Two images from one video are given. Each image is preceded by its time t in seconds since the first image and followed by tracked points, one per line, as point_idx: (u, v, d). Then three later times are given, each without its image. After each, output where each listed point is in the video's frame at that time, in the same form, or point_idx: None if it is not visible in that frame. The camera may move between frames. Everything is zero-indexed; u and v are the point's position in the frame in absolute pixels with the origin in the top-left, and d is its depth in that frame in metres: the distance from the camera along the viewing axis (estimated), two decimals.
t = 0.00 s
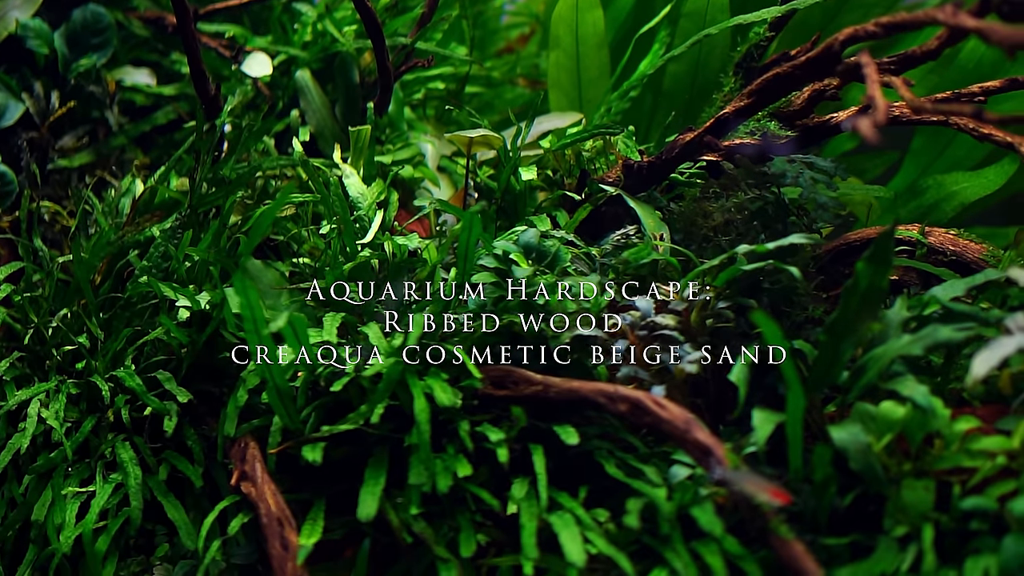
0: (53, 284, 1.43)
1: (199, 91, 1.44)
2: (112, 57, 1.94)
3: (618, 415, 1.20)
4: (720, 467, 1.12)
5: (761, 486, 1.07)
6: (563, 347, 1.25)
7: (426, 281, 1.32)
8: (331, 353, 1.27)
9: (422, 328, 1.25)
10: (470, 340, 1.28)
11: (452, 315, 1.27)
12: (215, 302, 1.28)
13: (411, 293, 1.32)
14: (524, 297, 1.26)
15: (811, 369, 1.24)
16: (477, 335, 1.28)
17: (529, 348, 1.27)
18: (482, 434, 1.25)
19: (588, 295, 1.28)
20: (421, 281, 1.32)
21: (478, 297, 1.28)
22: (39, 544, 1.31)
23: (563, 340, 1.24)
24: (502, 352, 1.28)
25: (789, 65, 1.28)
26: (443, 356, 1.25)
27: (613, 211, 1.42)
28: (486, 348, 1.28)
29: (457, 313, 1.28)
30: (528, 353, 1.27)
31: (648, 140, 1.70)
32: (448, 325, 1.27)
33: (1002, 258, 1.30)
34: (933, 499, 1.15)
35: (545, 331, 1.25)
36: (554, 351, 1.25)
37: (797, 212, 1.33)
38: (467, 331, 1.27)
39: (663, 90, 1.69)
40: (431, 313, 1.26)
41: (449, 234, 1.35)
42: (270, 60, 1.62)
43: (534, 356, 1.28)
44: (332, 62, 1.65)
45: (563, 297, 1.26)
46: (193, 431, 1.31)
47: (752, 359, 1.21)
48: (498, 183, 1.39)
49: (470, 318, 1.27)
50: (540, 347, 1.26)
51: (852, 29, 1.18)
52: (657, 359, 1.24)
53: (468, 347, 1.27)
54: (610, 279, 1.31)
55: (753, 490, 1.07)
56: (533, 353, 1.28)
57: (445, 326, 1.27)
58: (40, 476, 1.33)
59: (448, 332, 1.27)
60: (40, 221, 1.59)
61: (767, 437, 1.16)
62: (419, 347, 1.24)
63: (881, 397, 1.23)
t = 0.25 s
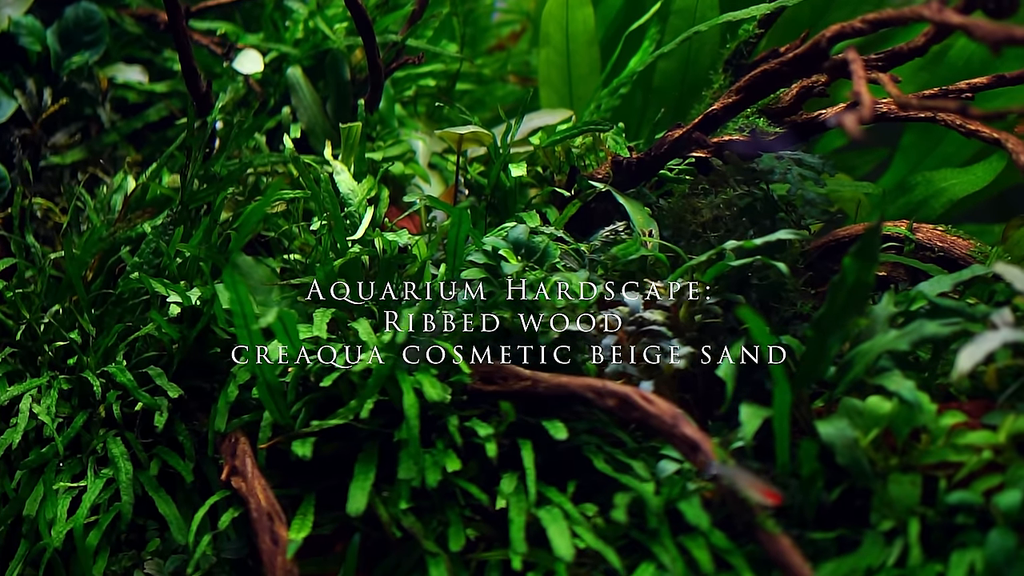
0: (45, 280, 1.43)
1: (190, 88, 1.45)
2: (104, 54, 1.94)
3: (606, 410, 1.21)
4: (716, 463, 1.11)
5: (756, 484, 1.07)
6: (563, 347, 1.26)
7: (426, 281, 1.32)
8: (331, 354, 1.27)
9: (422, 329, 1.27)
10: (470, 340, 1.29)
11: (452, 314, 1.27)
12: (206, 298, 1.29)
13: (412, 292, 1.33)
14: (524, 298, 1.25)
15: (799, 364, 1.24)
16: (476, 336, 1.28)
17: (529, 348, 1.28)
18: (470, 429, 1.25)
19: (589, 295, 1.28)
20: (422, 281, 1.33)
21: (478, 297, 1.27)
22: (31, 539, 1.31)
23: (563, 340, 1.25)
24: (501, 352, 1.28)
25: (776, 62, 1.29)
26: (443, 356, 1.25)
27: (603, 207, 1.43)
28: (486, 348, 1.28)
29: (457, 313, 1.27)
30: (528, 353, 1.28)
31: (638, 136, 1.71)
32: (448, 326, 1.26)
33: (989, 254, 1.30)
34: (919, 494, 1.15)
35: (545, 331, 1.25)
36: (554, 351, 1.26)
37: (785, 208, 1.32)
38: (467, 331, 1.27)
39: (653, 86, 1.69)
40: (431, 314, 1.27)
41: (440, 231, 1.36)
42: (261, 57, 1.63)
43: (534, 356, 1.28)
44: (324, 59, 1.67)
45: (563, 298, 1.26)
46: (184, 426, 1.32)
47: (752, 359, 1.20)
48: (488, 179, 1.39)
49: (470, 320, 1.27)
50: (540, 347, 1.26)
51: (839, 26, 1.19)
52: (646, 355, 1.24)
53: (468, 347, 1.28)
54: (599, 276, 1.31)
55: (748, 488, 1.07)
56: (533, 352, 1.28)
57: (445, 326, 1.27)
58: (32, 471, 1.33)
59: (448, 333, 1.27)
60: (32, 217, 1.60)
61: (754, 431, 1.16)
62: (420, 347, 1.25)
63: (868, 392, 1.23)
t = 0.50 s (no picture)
0: (38, 276, 1.45)
1: (182, 85, 1.47)
2: (97, 51, 1.95)
3: (595, 405, 1.21)
4: (713, 459, 1.12)
5: (753, 483, 1.09)
6: (563, 346, 1.27)
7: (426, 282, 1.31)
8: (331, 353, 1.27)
9: (422, 329, 1.27)
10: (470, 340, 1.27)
11: (452, 314, 1.27)
12: (197, 294, 1.29)
13: (411, 293, 1.31)
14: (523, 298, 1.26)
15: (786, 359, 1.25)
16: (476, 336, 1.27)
17: (530, 348, 1.27)
18: (460, 424, 1.26)
19: (588, 295, 1.29)
20: (422, 282, 1.31)
21: (478, 296, 1.28)
22: (23, 534, 1.32)
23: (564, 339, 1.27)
24: (502, 352, 1.26)
25: (765, 58, 1.30)
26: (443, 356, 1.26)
27: (592, 203, 1.43)
28: (485, 348, 1.26)
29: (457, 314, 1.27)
30: (528, 354, 1.27)
31: (628, 133, 1.71)
32: (447, 325, 1.27)
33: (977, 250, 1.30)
34: (906, 488, 1.16)
35: (546, 331, 1.26)
36: (554, 351, 1.27)
37: (774, 204, 1.33)
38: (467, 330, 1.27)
39: (643, 83, 1.69)
40: (431, 313, 1.27)
41: (431, 227, 1.37)
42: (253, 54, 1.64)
43: (534, 357, 1.28)
44: (315, 56, 1.68)
45: (563, 298, 1.27)
46: (176, 422, 1.32)
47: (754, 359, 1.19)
48: (478, 176, 1.40)
49: (470, 320, 1.27)
50: (541, 347, 1.27)
51: (828, 22, 1.20)
52: (636, 350, 1.25)
53: (468, 347, 1.27)
54: (588, 271, 1.32)
55: (745, 487, 1.09)
56: (532, 353, 1.28)
57: (445, 326, 1.27)
58: (24, 466, 1.34)
59: (447, 332, 1.27)
60: (25, 214, 1.61)
61: (742, 426, 1.17)
62: (420, 347, 1.27)
63: (856, 387, 1.24)
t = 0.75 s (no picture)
0: (30, 271, 1.45)
1: (174, 82, 1.48)
2: (89, 48, 1.95)
3: (584, 399, 1.22)
4: (705, 458, 1.13)
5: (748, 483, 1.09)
6: (562, 346, 1.27)
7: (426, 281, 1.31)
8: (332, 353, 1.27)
9: (423, 329, 1.27)
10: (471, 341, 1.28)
11: (452, 314, 1.28)
12: (189, 289, 1.30)
13: (412, 293, 1.31)
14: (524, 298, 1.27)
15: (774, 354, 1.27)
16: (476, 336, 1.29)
17: (529, 348, 1.28)
18: (450, 418, 1.26)
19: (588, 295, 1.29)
20: (422, 281, 1.31)
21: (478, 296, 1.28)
22: (15, 528, 1.32)
23: (562, 340, 1.26)
24: (502, 352, 1.28)
25: (754, 54, 1.30)
26: (443, 356, 1.26)
27: (582, 199, 1.44)
28: (485, 348, 1.28)
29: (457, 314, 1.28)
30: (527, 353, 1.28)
31: (617, 130, 1.71)
32: (447, 326, 1.28)
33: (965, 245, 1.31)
34: (893, 482, 1.17)
35: (545, 331, 1.27)
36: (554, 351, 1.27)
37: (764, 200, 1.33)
38: (467, 330, 1.28)
39: (634, 79, 1.71)
40: (431, 314, 1.27)
41: (421, 222, 1.36)
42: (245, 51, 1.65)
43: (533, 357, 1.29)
44: (307, 53, 1.70)
45: (563, 298, 1.27)
46: (168, 417, 1.33)
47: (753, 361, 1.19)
48: (469, 172, 1.40)
49: (470, 321, 1.28)
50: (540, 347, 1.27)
51: (816, 18, 1.20)
52: (625, 345, 1.26)
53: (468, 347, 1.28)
54: (578, 266, 1.32)
55: (740, 487, 1.09)
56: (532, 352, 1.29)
57: (445, 326, 1.28)
58: (17, 461, 1.34)
59: (447, 333, 1.28)
60: (18, 210, 1.61)
61: (731, 420, 1.18)
62: (420, 347, 1.27)
63: (844, 381, 1.25)
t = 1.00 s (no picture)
0: (24, 267, 1.46)
1: (167, 78, 1.49)
2: (83, 44, 1.96)
3: (575, 393, 1.23)
4: (700, 456, 1.15)
5: (745, 479, 1.11)
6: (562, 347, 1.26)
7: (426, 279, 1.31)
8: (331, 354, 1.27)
9: (423, 329, 1.27)
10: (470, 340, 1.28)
11: (453, 314, 1.29)
12: (182, 283, 1.31)
13: (412, 293, 1.30)
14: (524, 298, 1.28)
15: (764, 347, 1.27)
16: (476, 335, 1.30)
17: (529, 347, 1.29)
18: (441, 412, 1.27)
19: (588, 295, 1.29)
20: (421, 279, 1.31)
21: (478, 296, 1.28)
22: (9, 522, 1.33)
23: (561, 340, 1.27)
24: (501, 352, 1.28)
25: (744, 49, 1.30)
26: (443, 356, 1.27)
27: (574, 194, 1.45)
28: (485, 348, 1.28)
29: (458, 314, 1.29)
30: (527, 353, 1.29)
31: (610, 126, 1.70)
32: (447, 326, 1.28)
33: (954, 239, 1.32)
34: (882, 475, 1.17)
35: (544, 331, 1.27)
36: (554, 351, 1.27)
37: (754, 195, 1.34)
38: (467, 330, 1.29)
39: (626, 75, 1.70)
40: (431, 314, 1.27)
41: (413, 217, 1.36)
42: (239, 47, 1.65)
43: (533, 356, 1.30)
44: (300, 49, 1.70)
45: (563, 297, 1.29)
46: (161, 411, 1.34)
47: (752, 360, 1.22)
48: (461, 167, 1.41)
49: (470, 321, 1.29)
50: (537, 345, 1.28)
51: (805, 14, 1.20)
52: (615, 340, 1.26)
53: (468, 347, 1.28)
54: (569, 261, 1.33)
55: (736, 482, 1.11)
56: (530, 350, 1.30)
57: (445, 326, 1.28)
58: (10, 455, 1.35)
59: (447, 333, 1.29)
60: (12, 205, 1.62)
61: (720, 414, 1.19)
62: (420, 347, 1.27)
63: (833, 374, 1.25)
